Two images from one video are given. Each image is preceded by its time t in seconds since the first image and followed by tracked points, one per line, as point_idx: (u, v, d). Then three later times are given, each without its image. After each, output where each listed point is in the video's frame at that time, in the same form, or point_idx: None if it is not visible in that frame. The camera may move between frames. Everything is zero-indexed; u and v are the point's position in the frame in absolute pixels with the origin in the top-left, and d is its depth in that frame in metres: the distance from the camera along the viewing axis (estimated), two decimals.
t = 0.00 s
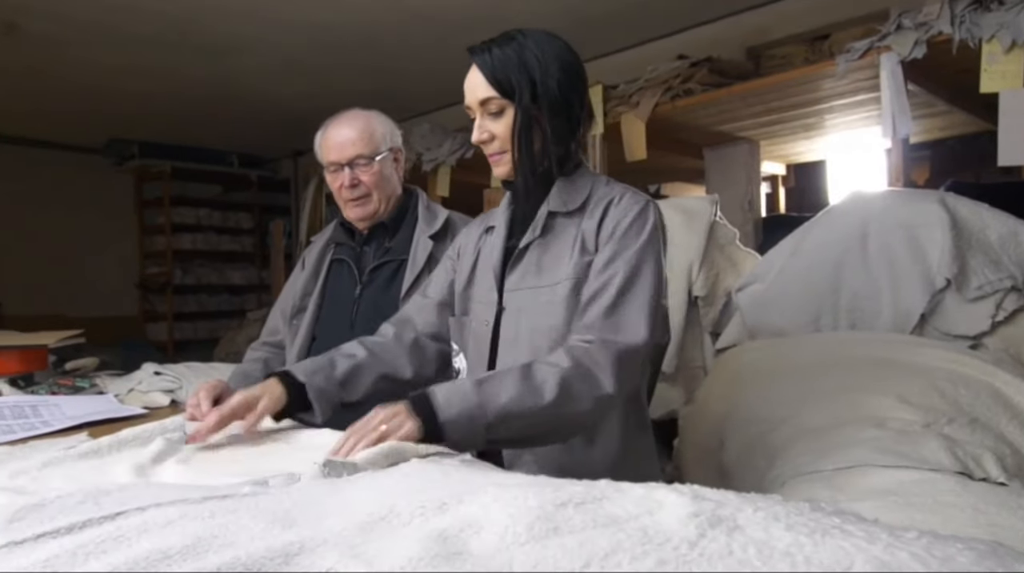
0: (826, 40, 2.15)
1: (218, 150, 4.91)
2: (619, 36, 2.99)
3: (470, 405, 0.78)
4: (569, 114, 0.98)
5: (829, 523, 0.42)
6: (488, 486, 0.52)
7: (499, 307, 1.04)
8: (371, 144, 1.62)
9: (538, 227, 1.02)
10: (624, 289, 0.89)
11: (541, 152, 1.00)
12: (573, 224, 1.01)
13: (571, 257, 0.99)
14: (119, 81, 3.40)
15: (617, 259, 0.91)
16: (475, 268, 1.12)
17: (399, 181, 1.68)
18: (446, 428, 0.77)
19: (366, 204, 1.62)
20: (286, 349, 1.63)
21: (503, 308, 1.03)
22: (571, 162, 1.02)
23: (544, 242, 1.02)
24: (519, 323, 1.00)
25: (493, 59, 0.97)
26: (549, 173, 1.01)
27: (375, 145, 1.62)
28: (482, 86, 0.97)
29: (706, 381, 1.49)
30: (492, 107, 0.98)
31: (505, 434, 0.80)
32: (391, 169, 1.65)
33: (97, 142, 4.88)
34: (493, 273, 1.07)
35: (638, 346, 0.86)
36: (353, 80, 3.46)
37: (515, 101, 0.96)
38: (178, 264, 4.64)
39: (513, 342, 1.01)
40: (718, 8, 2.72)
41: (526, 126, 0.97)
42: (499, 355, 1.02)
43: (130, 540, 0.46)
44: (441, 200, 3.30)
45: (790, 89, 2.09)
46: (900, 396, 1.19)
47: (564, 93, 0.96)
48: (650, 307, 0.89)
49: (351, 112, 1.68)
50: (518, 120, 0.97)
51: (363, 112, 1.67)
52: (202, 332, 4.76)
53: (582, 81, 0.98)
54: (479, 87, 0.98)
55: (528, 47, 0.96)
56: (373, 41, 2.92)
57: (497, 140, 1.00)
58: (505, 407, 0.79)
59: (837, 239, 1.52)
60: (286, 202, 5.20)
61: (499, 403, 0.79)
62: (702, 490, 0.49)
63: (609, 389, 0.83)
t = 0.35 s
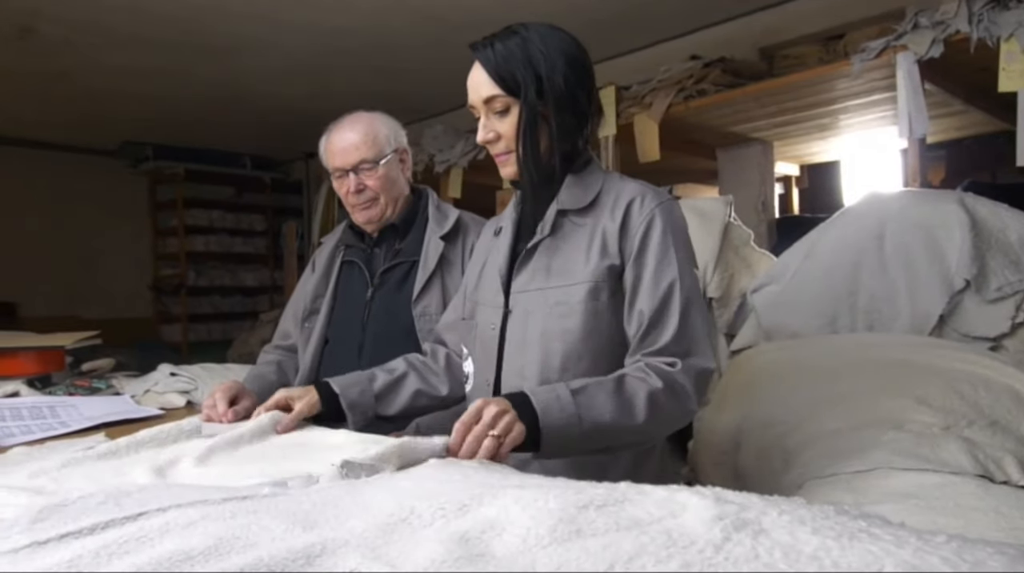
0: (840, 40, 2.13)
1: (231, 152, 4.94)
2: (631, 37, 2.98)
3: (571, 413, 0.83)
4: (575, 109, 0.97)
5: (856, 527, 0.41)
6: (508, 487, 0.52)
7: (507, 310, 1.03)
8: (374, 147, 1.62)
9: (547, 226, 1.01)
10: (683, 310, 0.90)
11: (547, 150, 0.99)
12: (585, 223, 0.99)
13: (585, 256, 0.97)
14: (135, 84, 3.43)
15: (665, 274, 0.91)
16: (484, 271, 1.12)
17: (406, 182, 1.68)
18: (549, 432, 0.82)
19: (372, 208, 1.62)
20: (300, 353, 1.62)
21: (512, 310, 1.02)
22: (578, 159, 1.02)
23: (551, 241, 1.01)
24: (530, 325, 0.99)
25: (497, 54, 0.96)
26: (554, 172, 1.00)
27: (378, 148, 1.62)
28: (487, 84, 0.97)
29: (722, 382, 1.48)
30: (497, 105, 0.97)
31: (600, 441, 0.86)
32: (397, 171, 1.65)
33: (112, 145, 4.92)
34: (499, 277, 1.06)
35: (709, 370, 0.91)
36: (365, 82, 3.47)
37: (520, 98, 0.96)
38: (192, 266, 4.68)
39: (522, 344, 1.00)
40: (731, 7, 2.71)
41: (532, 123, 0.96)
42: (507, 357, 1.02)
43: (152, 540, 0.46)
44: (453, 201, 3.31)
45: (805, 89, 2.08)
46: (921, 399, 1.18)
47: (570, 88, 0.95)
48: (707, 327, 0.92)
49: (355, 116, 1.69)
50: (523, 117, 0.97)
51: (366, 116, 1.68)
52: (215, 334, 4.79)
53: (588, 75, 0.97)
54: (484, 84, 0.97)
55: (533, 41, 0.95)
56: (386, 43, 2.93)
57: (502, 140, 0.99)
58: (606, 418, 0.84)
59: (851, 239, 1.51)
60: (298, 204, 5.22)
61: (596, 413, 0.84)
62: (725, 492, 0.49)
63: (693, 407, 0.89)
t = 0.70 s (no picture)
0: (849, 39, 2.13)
1: (239, 154, 4.96)
2: (639, 37, 2.98)
3: (588, 361, 0.79)
4: (593, 111, 0.97)
5: (872, 530, 0.41)
6: (520, 489, 0.51)
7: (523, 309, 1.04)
8: (376, 151, 1.60)
9: (565, 226, 1.01)
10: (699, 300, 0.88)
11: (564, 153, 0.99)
12: (603, 224, 0.99)
13: (604, 255, 0.97)
14: (143, 85, 3.44)
15: (685, 266, 0.89)
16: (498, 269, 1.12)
17: (410, 184, 1.68)
18: (562, 376, 0.78)
19: (379, 212, 1.62)
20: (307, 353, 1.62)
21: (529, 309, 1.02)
22: (597, 161, 1.01)
23: (570, 243, 1.01)
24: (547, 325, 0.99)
25: (515, 56, 0.96)
26: (571, 173, 1.00)
27: (381, 151, 1.60)
28: (505, 86, 0.97)
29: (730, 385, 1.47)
30: (514, 108, 0.97)
31: (607, 406, 0.82)
32: (400, 172, 1.65)
33: (121, 146, 4.95)
34: (515, 277, 1.06)
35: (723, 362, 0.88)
36: (372, 84, 3.48)
37: (537, 100, 0.96)
38: (200, 267, 4.70)
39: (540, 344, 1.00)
40: (740, 7, 2.70)
41: (549, 126, 0.96)
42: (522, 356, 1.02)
43: (165, 542, 0.46)
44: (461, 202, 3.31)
45: (814, 88, 2.07)
46: (933, 400, 1.17)
47: (588, 91, 0.94)
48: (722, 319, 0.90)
49: (356, 116, 1.67)
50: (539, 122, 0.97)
51: (368, 116, 1.67)
52: (224, 334, 4.81)
53: (606, 76, 0.97)
54: (502, 87, 0.97)
55: (551, 43, 0.94)
56: (393, 44, 2.94)
57: (519, 142, 1.00)
58: (620, 375, 0.80)
59: (860, 239, 1.51)
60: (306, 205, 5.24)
61: (610, 371, 0.80)
62: (738, 495, 0.48)
63: (704, 394, 0.86)
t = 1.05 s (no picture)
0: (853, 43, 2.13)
1: (243, 156, 4.97)
2: (644, 40, 2.98)
3: (617, 399, 0.78)
4: (606, 119, 0.97)
5: (880, 537, 0.41)
6: (527, 494, 0.51)
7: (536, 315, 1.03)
8: (378, 155, 1.61)
9: (577, 231, 1.01)
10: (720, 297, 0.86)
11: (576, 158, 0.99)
12: (616, 230, 0.99)
13: (619, 261, 0.97)
14: (149, 88, 3.46)
15: (702, 270, 0.88)
16: (508, 273, 1.12)
17: (413, 187, 1.68)
18: (596, 422, 0.77)
19: (380, 216, 1.62)
20: (312, 356, 1.62)
21: (542, 314, 1.02)
22: (609, 168, 1.01)
23: (584, 248, 1.01)
24: (562, 330, 0.99)
25: (529, 63, 0.96)
26: (584, 179, 1.00)
27: (383, 155, 1.61)
28: (518, 91, 0.97)
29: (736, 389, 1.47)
30: (527, 114, 0.98)
31: (646, 435, 0.79)
32: (404, 176, 1.65)
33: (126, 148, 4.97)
34: (527, 281, 1.06)
35: (765, 354, 0.85)
36: (377, 86, 3.49)
37: (550, 106, 0.96)
38: (205, 269, 4.72)
39: (553, 349, 1.00)
40: (744, 11, 2.70)
41: (562, 132, 0.96)
42: (535, 360, 1.02)
43: (172, 546, 0.46)
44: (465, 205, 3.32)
45: (819, 92, 2.07)
46: (940, 404, 1.17)
47: (601, 98, 0.95)
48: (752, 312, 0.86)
49: (359, 121, 1.68)
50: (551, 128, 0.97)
51: (369, 121, 1.67)
52: (229, 336, 4.82)
53: (618, 82, 0.97)
54: (515, 92, 0.97)
55: (564, 50, 0.95)
56: (398, 47, 2.94)
57: (532, 147, 1.00)
58: (653, 402, 0.79)
59: (866, 243, 1.50)
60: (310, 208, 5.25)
61: (642, 401, 0.78)
62: (745, 500, 0.48)
63: (751, 390, 0.82)
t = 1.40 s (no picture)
0: (857, 46, 2.13)
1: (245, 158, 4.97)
2: (646, 43, 2.98)
3: (505, 397, 0.75)
4: (617, 123, 0.97)
5: (880, 540, 0.41)
6: (528, 497, 0.51)
7: (539, 310, 1.05)
8: (379, 158, 1.60)
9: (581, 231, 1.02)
10: (666, 284, 0.87)
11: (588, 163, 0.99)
12: (617, 230, 1.00)
13: (615, 259, 0.97)
14: (152, 90, 3.46)
15: (657, 264, 0.89)
16: (513, 274, 1.13)
17: (415, 190, 1.68)
18: (482, 417, 0.75)
19: (381, 218, 1.62)
20: (314, 358, 1.62)
21: (545, 310, 1.03)
22: (618, 169, 1.01)
23: (588, 247, 1.01)
24: (560, 326, 1.00)
25: (542, 67, 0.96)
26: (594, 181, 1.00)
27: (384, 157, 1.61)
28: (530, 95, 0.97)
29: (739, 391, 1.47)
30: (539, 117, 0.97)
31: (553, 428, 0.78)
32: (405, 179, 1.65)
33: (129, 150, 4.97)
34: (532, 278, 1.07)
35: (680, 343, 0.84)
36: (379, 89, 3.49)
37: (564, 110, 0.96)
38: (206, 271, 4.73)
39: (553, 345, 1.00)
40: (746, 14, 2.71)
41: (575, 136, 0.95)
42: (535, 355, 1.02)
43: (173, 547, 0.46)
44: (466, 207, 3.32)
45: (821, 95, 2.07)
46: (940, 407, 1.17)
47: (613, 103, 0.95)
48: (694, 301, 0.87)
49: (361, 124, 1.68)
50: (564, 132, 0.97)
51: (370, 124, 1.67)
52: (230, 338, 4.83)
53: (630, 89, 0.97)
54: (527, 96, 0.97)
55: (577, 56, 0.95)
56: (401, 50, 2.94)
57: (543, 150, 0.99)
58: (547, 397, 0.77)
59: (868, 246, 1.51)
60: (312, 210, 5.26)
61: (533, 395, 0.77)
62: (745, 503, 0.48)
63: (649, 383, 0.80)
